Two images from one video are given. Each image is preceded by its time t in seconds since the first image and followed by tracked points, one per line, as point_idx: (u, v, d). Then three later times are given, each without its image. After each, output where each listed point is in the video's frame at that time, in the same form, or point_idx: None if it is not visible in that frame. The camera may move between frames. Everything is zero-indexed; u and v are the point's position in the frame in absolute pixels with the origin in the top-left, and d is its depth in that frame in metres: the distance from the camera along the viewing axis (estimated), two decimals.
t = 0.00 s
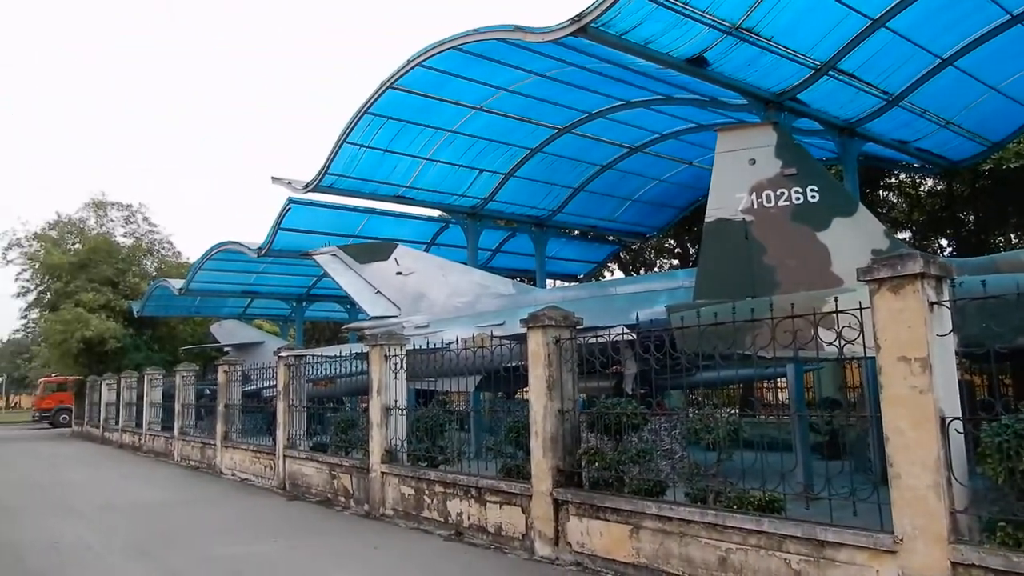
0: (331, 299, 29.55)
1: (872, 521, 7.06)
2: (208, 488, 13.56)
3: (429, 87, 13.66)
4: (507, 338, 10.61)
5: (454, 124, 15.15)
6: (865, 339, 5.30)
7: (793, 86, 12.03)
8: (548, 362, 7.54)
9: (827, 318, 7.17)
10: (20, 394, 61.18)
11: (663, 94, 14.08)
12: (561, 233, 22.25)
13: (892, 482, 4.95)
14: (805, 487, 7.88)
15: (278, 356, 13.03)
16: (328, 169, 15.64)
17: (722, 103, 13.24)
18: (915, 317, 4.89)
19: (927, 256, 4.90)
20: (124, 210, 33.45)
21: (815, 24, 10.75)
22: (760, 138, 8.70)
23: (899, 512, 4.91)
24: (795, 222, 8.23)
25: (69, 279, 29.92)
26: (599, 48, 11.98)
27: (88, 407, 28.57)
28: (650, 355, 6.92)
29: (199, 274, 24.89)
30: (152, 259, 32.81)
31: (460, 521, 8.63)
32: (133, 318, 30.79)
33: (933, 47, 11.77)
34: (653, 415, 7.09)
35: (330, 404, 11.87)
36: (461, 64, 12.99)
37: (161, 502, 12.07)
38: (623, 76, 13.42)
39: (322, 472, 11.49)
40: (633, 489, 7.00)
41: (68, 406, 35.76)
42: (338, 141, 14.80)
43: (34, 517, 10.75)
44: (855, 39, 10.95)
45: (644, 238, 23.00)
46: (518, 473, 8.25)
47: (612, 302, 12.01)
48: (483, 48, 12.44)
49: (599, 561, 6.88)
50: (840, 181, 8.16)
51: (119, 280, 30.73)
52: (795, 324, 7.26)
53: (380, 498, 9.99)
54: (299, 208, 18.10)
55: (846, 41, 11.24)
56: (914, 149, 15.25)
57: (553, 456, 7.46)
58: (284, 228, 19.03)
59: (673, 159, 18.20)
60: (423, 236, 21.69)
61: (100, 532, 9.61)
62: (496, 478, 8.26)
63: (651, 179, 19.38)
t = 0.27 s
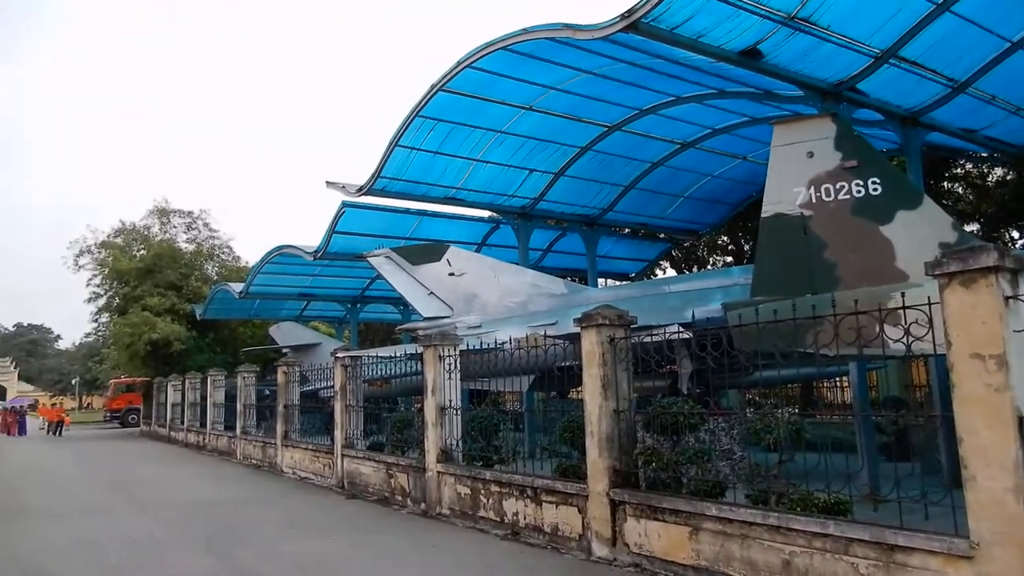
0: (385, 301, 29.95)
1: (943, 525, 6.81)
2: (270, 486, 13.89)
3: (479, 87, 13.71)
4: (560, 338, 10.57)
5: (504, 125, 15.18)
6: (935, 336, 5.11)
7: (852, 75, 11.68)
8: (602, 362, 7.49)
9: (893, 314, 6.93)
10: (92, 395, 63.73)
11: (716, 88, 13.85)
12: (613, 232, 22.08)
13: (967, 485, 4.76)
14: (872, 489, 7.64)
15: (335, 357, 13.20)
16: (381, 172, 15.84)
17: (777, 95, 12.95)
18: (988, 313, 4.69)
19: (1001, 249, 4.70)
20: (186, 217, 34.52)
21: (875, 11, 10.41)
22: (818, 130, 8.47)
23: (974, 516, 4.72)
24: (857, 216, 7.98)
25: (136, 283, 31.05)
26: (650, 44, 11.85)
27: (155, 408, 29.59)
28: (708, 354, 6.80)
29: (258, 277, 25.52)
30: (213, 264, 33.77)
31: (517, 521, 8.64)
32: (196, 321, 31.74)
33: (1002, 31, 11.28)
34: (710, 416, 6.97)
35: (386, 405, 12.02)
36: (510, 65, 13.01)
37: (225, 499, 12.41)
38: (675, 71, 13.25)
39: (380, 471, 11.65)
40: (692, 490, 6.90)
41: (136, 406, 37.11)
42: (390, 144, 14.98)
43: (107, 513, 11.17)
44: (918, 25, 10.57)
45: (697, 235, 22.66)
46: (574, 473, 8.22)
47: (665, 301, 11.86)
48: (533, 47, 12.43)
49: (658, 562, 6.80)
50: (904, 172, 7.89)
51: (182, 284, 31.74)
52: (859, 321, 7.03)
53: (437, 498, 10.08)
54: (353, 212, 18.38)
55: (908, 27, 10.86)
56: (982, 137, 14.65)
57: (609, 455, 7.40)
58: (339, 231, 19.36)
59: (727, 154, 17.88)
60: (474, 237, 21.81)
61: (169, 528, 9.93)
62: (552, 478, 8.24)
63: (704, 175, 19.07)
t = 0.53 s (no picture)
0: (445, 302, 30.23)
1: None
2: (335, 483, 14.19)
3: (538, 88, 13.72)
4: (621, 339, 10.47)
5: (563, 125, 15.15)
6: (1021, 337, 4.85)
7: (927, 65, 11.23)
8: (665, 362, 7.39)
9: (974, 314, 6.62)
10: (167, 393, 66.34)
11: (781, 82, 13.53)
12: (674, 231, 21.77)
13: None
14: (951, 497, 7.26)
15: (397, 356, 13.34)
16: (440, 174, 15.99)
17: (846, 88, 12.55)
18: None
19: None
20: (254, 222, 35.55)
21: None
22: (890, 123, 8.16)
23: None
24: (933, 211, 7.65)
25: (208, 286, 32.18)
26: (712, 39, 11.63)
27: (225, 405, 30.60)
28: (776, 354, 6.62)
29: (322, 279, 26.09)
30: (280, 266, 34.68)
31: (578, 522, 8.60)
32: (264, 322, 32.66)
33: None
34: (778, 418, 6.79)
35: (447, 404, 12.13)
36: (569, 64, 12.97)
37: (293, 495, 12.73)
38: (738, 66, 12.97)
39: (442, 470, 11.76)
40: (760, 494, 6.74)
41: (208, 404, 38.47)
42: (450, 147, 15.11)
43: (182, 506, 11.60)
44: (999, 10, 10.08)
45: (761, 233, 22.15)
46: (637, 474, 8.12)
47: (729, 301, 11.62)
48: (592, 47, 12.36)
49: (724, 567, 6.67)
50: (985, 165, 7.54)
51: (251, 286, 32.73)
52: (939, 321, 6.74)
53: (498, 497, 10.11)
54: (414, 214, 18.63)
55: (988, 13, 10.37)
56: None
57: (672, 457, 7.30)
58: (400, 233, 19.64)
59: (793, 150, 17.42)
60: (533, 237, 21.83)
61: (239, 522, 10.25)
62: (614, 480, 8.18)
63: (768, 172, 18.62)
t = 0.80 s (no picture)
0: (501, 303, 30.33)
1: None
2: (392, 481, 14.38)
3: (594, 88, 13.64)
4: (679, 341, 10.31)
5: (620, 125, 15.01)
6: None
7: (1006, 56, 10.74)
8: (726, 365, 7.23)
9: None
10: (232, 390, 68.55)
11: (846, 78, 13.13)
12: (733, 231, 21.35)
13: None
14: None
15: (453, 357, 13.48)
16: (496, 176, 16.04)
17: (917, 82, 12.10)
18: None
19: None
20: (314, 225, 36.35)
21: None
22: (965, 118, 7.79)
23: None
24: (1013, 210, 7.26)
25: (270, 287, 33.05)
26: (775, 35, 11.36)
27: (287, 403, 31.38)
28: (843, 358, 6.41)
29: (380, 280, 26.50)
30: (339, 268, 35.29)
31: (635, 526, 8.50)
32: (324, 322, 33.35)
33: None
34: (844, 424, 6.55)
35: (503, 405, 12.17)
36: (626, 64, 12.85)
37: (352, 492, 12.96)
38: (801, 62, 12.64)
39: (497, 470, 11.80)
40: (825, 502, 6.54)
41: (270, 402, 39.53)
42: (506, 148, 15.15)
43: (246, 501, 11.93)
44: None
45: (825, 233, 21.54)
46: (695, 479, 7.98)
47: (792, 303, 11.32)
48: (649, 45, 12.22)
49: None
50: None
51: (311, 287, 33.48)
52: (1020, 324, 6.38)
53: (554, 498, 10.08)
54: (470, 216, 18.75)
55: None
56: None
57: (732, 462, 7.15)
58: (457, 234, 19.79)
59: (859, 147, 16.88)
60: (589, 239, 21.71)
61: (300, 517, 10.47)
62: (672, 484, 8.05)
63: (833, 170, 18.09)
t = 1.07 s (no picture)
0: (555, 296, 30.30)
1: None
2: (449, 473, 14.54)
3: (649, 79, 13.46)
4: (738, 334, 10.13)
5: (676, 115, 14.79)
6: None
7: None
8: (788, 359, 7.06)
9: None
10: (293, 382, 70.35)
11: (914, 61, 12.65)
12: (793, 222, 20.83)
13: None
14: None
15: (509, 350, 13.56)
16: (550, 170, 15.99)
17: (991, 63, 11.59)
18: None
19: None
20: (370, 220, 36.95)
21: None
22: None
23: None
24: None
25: (328, 281, 33.76)
26: (837, 18, 11.02)
27: (345, 395, 32.03)
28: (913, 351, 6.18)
29: (435, 274, 26.76)
30: (394, 262, 35.29)
31: (694, 521, 8.41)
32: (381, 316, 33.88)
33: None
34: (914, 421, 6.28)
35: (558, 398, 12.17)
36: (682, 53, 12.65)
37: (410, 483, 13.15)
38: (866, 46, 12.23)
39: (553, 463, 11.81)
40: (894, 501, 6.33)
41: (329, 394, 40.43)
42: (560, 142, 15.08)
43: (308, 490, 12.25)
44: None
45: (890, 223, 20.83)
46: (756, 475, 7.83)
47: (857, 296, 10.98)
48: (706, 34, 12.00)
49: None
50: None
51: (368, 282, 34.05)
52: None
53: (610, 493, 10.04)
54: (524, 209, 18.76)
55: None
56: None
57: (795, 458, 7.00)
58: (511, 228, 19.84)
59: (927, 133, 16.26)
60: (644, 231, 21.48)
61: (360, 506, 10.69)
62: (732, 479, 7.93)
63: (899, 158, 17.47)
